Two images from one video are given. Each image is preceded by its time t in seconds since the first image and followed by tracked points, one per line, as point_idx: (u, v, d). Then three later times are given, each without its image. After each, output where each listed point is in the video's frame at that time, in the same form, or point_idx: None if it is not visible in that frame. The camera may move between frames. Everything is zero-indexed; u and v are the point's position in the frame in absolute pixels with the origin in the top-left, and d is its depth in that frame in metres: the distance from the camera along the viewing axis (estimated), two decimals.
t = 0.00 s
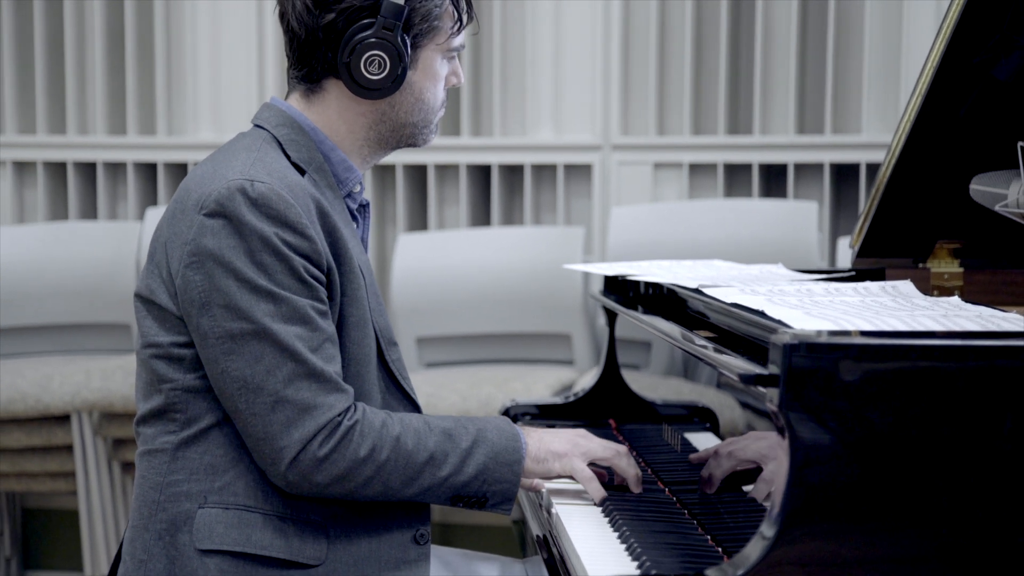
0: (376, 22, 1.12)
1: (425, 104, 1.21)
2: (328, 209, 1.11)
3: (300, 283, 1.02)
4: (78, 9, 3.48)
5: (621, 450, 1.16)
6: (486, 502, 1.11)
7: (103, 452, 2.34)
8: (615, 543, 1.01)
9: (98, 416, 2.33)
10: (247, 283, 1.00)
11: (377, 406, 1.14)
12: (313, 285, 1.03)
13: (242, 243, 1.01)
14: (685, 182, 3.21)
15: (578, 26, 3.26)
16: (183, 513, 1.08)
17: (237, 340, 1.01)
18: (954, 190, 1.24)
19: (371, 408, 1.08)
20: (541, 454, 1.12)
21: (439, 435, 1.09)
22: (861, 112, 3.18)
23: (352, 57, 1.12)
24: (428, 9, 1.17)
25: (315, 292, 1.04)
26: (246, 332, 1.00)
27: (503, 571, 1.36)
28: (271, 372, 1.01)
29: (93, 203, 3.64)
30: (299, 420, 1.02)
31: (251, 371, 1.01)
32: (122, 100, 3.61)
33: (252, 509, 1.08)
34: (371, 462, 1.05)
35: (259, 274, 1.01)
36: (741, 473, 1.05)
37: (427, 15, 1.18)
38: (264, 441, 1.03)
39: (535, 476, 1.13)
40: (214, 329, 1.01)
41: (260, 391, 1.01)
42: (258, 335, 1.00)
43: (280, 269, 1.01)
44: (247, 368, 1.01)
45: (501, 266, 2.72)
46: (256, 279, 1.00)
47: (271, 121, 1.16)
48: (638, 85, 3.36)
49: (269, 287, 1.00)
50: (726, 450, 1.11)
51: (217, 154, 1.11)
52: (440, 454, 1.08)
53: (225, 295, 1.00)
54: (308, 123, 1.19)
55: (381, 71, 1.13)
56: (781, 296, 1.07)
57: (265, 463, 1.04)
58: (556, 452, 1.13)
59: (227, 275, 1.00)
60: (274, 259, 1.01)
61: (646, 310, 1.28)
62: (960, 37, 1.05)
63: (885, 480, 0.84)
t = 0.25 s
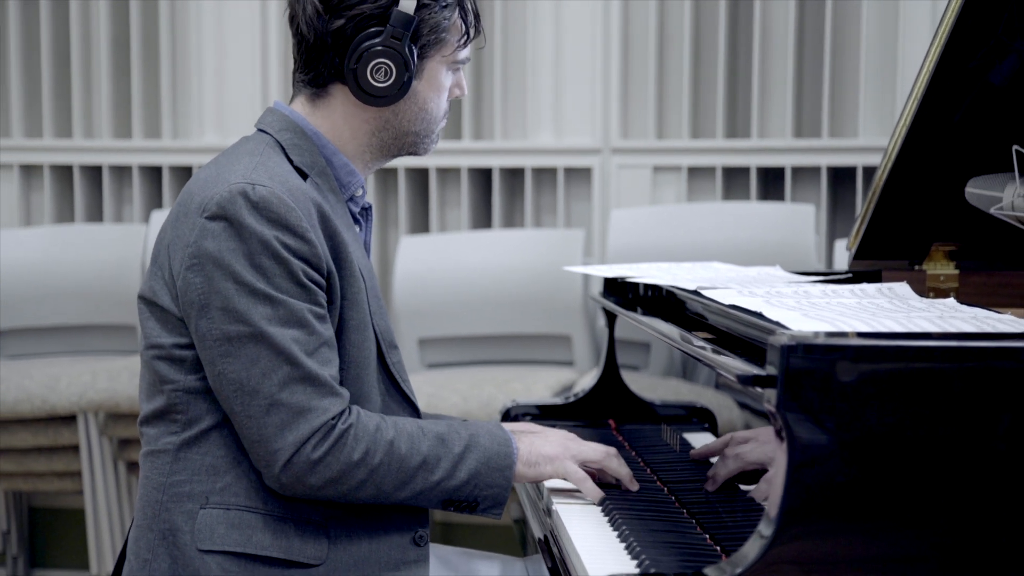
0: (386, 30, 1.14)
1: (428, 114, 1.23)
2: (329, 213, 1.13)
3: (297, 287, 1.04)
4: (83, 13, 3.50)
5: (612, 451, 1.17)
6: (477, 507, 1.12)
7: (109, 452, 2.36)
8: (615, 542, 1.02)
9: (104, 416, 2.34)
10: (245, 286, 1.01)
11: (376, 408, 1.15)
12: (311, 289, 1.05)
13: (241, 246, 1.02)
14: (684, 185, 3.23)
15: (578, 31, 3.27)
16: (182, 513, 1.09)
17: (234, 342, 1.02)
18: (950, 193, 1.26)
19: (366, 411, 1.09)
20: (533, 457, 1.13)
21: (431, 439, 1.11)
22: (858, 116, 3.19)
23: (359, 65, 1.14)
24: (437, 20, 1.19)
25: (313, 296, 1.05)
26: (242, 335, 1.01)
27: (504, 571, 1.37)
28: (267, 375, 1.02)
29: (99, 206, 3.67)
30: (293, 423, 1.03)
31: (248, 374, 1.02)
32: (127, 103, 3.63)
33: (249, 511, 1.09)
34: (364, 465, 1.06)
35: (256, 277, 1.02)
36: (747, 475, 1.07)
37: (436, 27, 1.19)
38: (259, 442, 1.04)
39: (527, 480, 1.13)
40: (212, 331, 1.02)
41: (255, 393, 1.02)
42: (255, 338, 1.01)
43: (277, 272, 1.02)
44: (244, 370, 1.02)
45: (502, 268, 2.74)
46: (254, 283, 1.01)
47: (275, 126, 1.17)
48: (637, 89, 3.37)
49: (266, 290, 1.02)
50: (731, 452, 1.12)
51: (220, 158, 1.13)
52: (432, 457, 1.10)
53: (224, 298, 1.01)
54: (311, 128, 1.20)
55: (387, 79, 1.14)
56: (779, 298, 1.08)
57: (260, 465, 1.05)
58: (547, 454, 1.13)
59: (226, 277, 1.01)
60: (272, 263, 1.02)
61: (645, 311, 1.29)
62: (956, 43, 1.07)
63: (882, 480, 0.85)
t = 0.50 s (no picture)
0: (382, 32, 1.14)
1: (432, 109, 1.24)
2: (335, 215, 1.14)
3: (302, 288, 1.04)
4: (87, 16, 3.51)
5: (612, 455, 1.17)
6: (480, 501, 1.13)
7: (114, 452, 2.37)
8: (614, 542, 1.03)
9: (108, 417, 2.36)
10: (250, 287, 1.02)
11: (380, 409, 1.16)
12: (316, 291, 1.05)
13: (246, 248, 1.03)
14: (683, 188, 3.24)
15: (578, 34, 3.28)
16: (188, 513, 1.10)
17: (240, 343, 1.03)
18: (946, 195, 1.27)
19: (370, 411, 1.10)
20: (534, 451, 1.15)
21: (433, 436, 1.12)
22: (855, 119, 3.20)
23: (360, 69, 1.14)
24: (432, 17, 1.20)
25: (318, 298, 1.06)
26: (247, 336, 1.03)
27: (505, 570, 1.38)
28: (271, 376, 1.03)
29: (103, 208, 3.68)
30: (298, 423, 1.04)
31: (253, 375, 1.03)
32: (132, 106, 3.65)
33: (254, 510, 1.10)
34: (367, 464, 1.07)
35: (261, 279, 1.03)
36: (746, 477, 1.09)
37: (432, 24, 1.20)
38: (264, 442, 1.05)
39: (528, 474, 1.15)
40: (218, 332, 1.03)
41: (260, 394, 1.03)
42: (260, 339, 1.02)
43: (282, 274, 1.03)
44: (250, 371, 1.03)
45: (503, 270, 2.75)
46: (259, 284, 1.02)
47: (281, 129, 1.18)
48: (637, 92, 3.38)
49: (271, 292, 1.03)
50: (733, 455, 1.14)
51: (226, 161, 1.14)
52: (434, 455, 1.11)
53: (230, 299, 1.02)
54: (317, 132, 1.21)
55: (389, 81, 1.15)
56: (777, 299, 1.09)
57: (265, 464, 1.06)
58: (547, 450, 1.15)
59: (232, 279, 1.02)
60: (277, 265, 1.03)
61: (644, 313, 1.30)
62: (952, 46, 1.08)
63: (880, 480, 0.86)
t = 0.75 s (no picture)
0: (387, 37, 1.16)
1: (429, 119, 1.25)
2: (335, 217, 1.15)
3: (305, 289, 1.05)
4: (90, 19, 3.53)
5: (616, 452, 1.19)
6: (485, 501, 1.14)
7: (118, 452, 2.38)
8: (614, 541, 1.04)
9: (112, 417, 2.37)
10: (254, 288, 1.03)
11: (381, 408, 1.17)
12: (318, 292, 1.06)
13: (249, 250, 1.04)
14: (682, 190, 3.25)
15: (578, 37, 3.29)
16: (192, 512, 1.11)
17: (243, 344, 1.04)
18: (943, 197, 1.28)
19: (374, 410, 1.11)
20: (539, 451, 1.15)
21: (438, 436, 1.12)
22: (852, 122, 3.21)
23: (361, 72, 1.16)
24: (438, 28, 1.21)
25: (320, 298, 1.07)
26: (251, 337, 1.03)
27: (504, 570, 1.39)
28: (275, 376, 1.04)
29: (107, 210, 3.70)
30: (302, 423, 1.05)
31: (258, 375, 1.04)
32: (135, 108, 3.66)
33: (258, 509, 1.11)
34: (372, 463, 1.08)
35: (265, 280, 1.04)
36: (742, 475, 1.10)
37: (437, 35, 1.21)
38: (269, 442, 1.06)
39: (533, 474, 1.15)
40: (221, 334, 1.04)
41: (264, 394, 1.04)
42: (264, 339, 1.03)
43: (285, 275, 1.04)
44: (254, 372, 1.04)
45: (503, 272, 2.76)
46: (262, 286, 1.03)
47: (280, 131, 1.19)
48: (636, 95, 3.40)
49: (274, 293, 1.04)
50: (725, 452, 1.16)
51: (227, 164, 1.15)
52: (439, 454, 1.11)
53: (233, 301, 1.03)
54: (316, 133, 1.22)
55: (388, 86, 1.16)
56: (775, 301, 1.10)
57: (270, 464, 1.07)
58: (553, 450, 1.15)
59: (235, 281, 1.03)
60: (280, 265, 1.04)
61: (644, 314, 1.31)
62: (949, 50, 1.09)
63: (877, 479, 0.87)
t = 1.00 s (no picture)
0: (384, 38, 1.16)
1: (431, 117, 1.25)
2: (337, 220, 1.15)
3: (308, 292, 1.06)
4: (94, 21, 3.54)
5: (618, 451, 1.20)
6: (485, 504, 1.14)
7: (120, 452, 2.39)
8: (613, 541, 1.05)
9: (115, 418, 2.37)
10: (257, 291, 1.04)
11: (382, 410, 1.17)
12: (321, 295, 1.07)
13: (253, 253, 1.05)
14: (681, 192, 3.26)
15: (578, 40, 3.30)
16: (194, 513, 1.11)
17: (246, 346, 1.04)
18: (941, 199, 1.28)
19: (376, 413, 1.11)
20: (539, 455, 1.16)
21: (440, 439, 1.13)
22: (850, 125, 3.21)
23: (360, 74, 1.16)
24: (434, 26, 1.21)
25: (323, 301, 1.08)
26: (254, 339, 1.04)
27: (505, 570, 1.39)
28: (278, 378, 1.04)
29: (110, 212, 3.71)
30: (305, 425, 1.06)
31: (261, 377, 1.04)
32: (137, 110, 3.67)
33: (260, 510, 1.11)
34: (374, 465, 1.09)
35: (268, 283, 1.04)
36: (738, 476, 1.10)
37: (434, 32, 1.22)
38: (271, 444, 1.06)
39: (534, 477, 1.16)
40: (224, 336, 1.05)
41: (267, 396, 1.05)
42: (267, 342, 1.04)
43: (289, 278, 1.05)
44: (257, 374, 1.05)
45: (503, 274, 2.76)
46: (265, 288, 1.04)
47: (283, 135, 1.20)
48: (635, 98, 3.40)
49: (277, 296, 1.04)
50: (722, 451, 1.16)
51: (230, 166, 1.16)
52: (441, 458, 1.12)
53: (237, 303, 1.04)
54: (319, 137, 1.23)
55: (389, 87, 1.16)
56: (774, 302, 1.10)
57: (272, 466, 1.08)
58: (554, 452, 1.16)
59: (238, 283, 1.04)
60: (283, 269, 1.05)
61: (643, 316, 1.32)
62: (945, 52, 1.09)
63: (875, 480, 0.88)
